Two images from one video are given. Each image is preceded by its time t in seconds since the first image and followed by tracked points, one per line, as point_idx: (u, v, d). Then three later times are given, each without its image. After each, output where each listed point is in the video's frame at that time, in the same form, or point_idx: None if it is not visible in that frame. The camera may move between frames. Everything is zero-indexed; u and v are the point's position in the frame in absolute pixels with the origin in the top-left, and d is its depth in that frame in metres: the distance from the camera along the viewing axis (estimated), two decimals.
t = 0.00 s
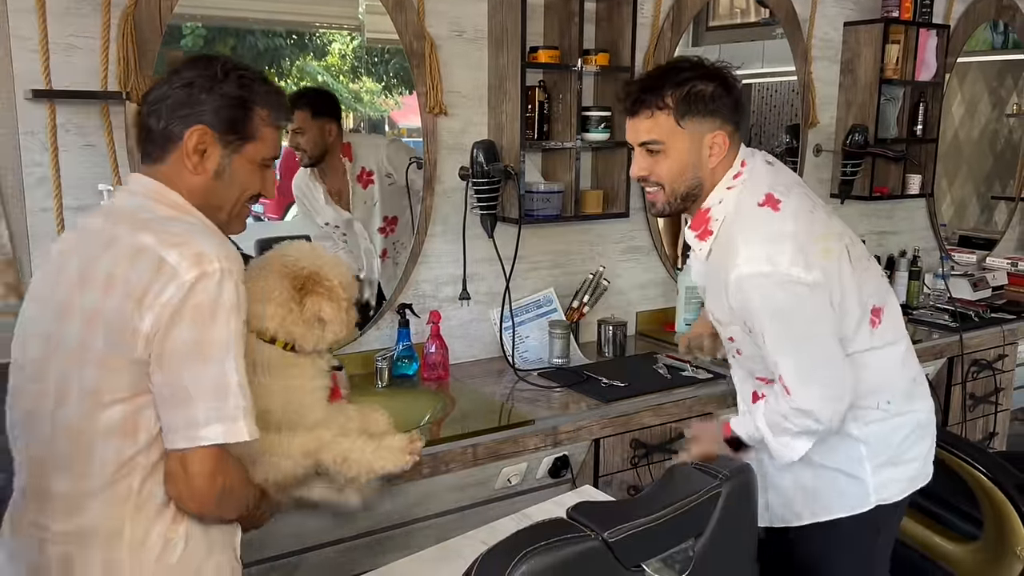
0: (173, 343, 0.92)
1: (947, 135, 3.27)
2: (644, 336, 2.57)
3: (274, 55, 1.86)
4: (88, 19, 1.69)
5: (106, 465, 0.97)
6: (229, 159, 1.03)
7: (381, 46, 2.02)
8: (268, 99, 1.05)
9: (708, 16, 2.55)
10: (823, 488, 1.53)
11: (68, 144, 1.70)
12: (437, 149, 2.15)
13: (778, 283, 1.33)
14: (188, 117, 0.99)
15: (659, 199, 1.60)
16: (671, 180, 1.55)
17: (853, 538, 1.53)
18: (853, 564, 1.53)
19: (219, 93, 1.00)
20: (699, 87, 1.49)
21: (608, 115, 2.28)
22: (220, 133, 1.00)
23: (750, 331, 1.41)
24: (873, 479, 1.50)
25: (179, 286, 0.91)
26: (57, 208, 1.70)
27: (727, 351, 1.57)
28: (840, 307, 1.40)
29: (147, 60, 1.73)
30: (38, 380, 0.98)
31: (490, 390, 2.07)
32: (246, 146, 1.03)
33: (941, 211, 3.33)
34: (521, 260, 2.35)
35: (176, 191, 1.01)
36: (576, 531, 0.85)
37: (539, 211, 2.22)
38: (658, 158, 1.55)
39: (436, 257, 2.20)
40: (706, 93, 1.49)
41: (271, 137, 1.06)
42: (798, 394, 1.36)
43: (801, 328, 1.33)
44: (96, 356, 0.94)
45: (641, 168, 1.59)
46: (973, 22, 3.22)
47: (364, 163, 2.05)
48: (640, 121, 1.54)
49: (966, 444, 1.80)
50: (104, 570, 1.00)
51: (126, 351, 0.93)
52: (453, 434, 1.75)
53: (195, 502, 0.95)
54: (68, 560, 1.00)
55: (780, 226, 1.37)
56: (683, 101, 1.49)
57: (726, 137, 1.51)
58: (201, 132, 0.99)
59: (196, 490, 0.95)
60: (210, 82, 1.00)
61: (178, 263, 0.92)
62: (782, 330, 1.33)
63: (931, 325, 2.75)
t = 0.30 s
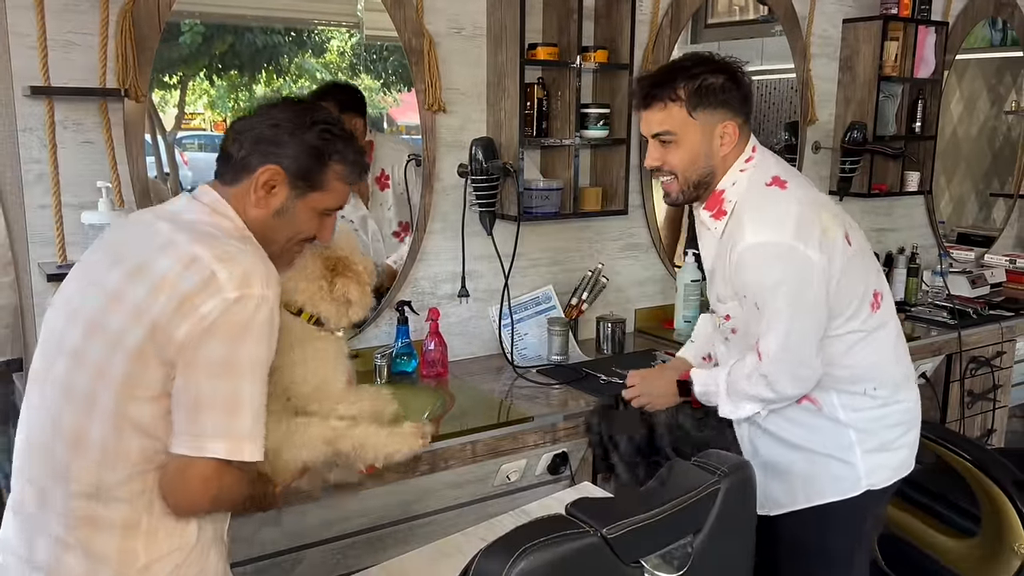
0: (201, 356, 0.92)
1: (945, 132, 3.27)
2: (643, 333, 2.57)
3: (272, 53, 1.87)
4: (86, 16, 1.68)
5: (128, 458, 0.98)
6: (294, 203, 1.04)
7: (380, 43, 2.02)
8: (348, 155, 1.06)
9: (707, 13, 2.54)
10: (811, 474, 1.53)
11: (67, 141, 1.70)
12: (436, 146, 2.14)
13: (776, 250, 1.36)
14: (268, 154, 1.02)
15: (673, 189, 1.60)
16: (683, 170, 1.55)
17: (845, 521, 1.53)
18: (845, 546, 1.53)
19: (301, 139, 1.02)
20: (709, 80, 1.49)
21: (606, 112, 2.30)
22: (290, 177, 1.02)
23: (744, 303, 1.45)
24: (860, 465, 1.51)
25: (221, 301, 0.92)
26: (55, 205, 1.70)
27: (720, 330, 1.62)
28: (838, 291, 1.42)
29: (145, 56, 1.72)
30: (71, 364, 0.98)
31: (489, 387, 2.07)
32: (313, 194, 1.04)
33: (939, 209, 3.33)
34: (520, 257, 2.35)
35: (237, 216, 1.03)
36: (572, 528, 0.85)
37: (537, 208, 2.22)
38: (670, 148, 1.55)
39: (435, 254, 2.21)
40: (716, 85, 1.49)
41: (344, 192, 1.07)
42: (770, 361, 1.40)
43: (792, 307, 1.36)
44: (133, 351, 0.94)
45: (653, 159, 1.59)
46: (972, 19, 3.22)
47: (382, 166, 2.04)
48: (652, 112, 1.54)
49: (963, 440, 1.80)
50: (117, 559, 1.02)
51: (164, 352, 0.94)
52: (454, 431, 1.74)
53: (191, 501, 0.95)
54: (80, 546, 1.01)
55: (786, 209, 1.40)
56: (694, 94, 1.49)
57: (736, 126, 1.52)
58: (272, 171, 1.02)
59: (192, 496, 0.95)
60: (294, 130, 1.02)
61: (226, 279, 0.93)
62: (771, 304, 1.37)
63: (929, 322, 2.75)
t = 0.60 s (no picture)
0: (224, 353, 0.94)
1: (943, 131, 3.27)
2: (642, 331, 2.57)
3: (271, 51, 1.87)
4: (84, 15, 1.68)
5: (154, 449, 0.99)
6: (303, 216, 1.05)
7: (379, 42, 2.02)
8: (360, 176, 1.06)
9: (705, 11, 2.54)
10: (806, 466, 1.54)
11: (66, 139, 1.70)
12: (434, 144, 2.14)
13: (782, 247, 1.37)
14: (282, 167, 1.02)
15: (676, 185, 1.60)
16: (687, 164, 1.55)
17: (839, 514, 1.54)
18: (839, 539, 1.53)
19: (315, 158, 1.02)
20: (717, 78, 1.49)
21: (605, 110, 2.30)
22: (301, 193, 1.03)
23: (745, 300, 1.45)
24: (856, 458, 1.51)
25: (247, 302, 0.94)
26: (54, 204, 1.70)
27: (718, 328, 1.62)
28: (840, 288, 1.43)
29: (144, 54, 1.72)
30: (91, 364, 0.97)
31: (487, 385, 2.07)
32: (323, 210, 1.05)
33: (937, 207, 3.33)
34: (518, 256, 2.35)
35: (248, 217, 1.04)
36: (569, 526, 0.85)
37: (535, 207, 2.22)
38: (675, 142, 1.55)
39: (434, 252, 2.21)
40: (725, 84, 1.50)
41: (353, 211, 1.08)
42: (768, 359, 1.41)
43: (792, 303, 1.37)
44: (159, 351, 0.94)
45: (657, 152, 1.59)
46: (970, 17, 3.22)
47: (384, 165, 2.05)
48: (659, 105, 1.54)
49: (961, 438, 1.80)
50: (147, 540, 1.04)
51: (189, 351, 0.94)
52: (452, 429, 1.73)
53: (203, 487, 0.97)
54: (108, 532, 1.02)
55: (791, 205, 1.42)
56: (702, 89, 1.50)
57: (740, 125, 1.53)
58: (285, 184, 1.03)
59: (205, 483, 0.97)
60: (310, 148, 1.02)
61: (252, 281, 0.94)
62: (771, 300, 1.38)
63: (928, 320, 2.75)
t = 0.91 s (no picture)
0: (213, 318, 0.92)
1: (942, 130, 3.28)
2: (640, 330, 2.58)
3: (270, 50, 1.87)
4: (83, 14, 1.68)
5: (152, 428, 0.98)
6: (288, 183, 1.04)
7: (377, 41, 2.02)
8: (335, 133, 1.04)
9: (704, 11, 2.55)
10: (813, 463, 1.54)
11: (64, 139, 1.71)
12: (433, 144, 2.15)
13: (767, 263, 1.37)
14: (256, 139, 1.02)
15: (654, 206, 1.60)
16: (665, 185, 1.55)
17: (845, 512, 1.54)
18: (847, 539, 1.54)
19: (286, 121, 1.01)
20: (696, 100, 1.49)
21: (604, 109, 2.30)
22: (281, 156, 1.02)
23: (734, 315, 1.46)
24: (860, 455, 1.52)
25: (236, 268, 0.93)
26: (52, 203, 1.70)
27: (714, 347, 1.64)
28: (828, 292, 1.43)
29: (142, 54, 1.72)
30: (92, 343, 0.98)
31: (486, 384, 2.08)
32: (305, 174, 1.04)
33: (936, 206, 3.34)
34: (517, 255, 2.35)
35: (237, 193, 1.04)
36: (566, 525, 0.85)
37: (534, 206, 2.22)
38: (652, 161, 1.55)
39: (432, 251, 2.21)
40: (703, 106, 1.50)
41: (336, 168, 1.06)
42: (762, 368, 1.42)
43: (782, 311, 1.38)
44: (153, 326, 0.94)
45: (635, 171, 1.58)
46: (969, 17, 3.22)
47: (381, 179, 2.07)
48: (639, 123, 1.54)
49: (958, 437, 1.80)
50: (132, 526, 1.01)
51: (182, 323, 0.94)
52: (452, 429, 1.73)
53: (210, 457, 0.95)
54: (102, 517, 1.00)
55: (772, 219, 1.42)
56: (681, 110, 1.50)
57: (717, 147, 1.53)
58: (262, 156, 1.02)
59: (208, 452, 0.94)
60: (280, 112, 1.02)
61: (241, 249, 0.94)
62: (761, 312, 1.39)
63: (926, 319, 2.76)
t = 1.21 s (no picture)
0: (265, 313, 0.91)
1: (940, 130, 3.28)
2: (638, 330, 2.58)
3: (269, 50, 1.87)
4: (81, 14, 1.68)
5: (175, 428, 0.95)
6: (315, 182, 1.04)
7: (376, 41, 2.02)
8: (361, 129, 1.04)
9: (703, 10, 2.55)
10: (814, 462, 1.55)
11: (63, 139, 1.71)
12: (431, 144, 2.15)
13: (757, 275, 1.37)
14: (281, 138, 1.01)
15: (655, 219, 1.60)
16: (664, 198, 1.55)
17: (850, 511, 1.54)
18: (847, 538, 1.54)
19: (310, 119, 1.01)
20: (689, 110, 1.49)
21: (602, 110, 2.30)
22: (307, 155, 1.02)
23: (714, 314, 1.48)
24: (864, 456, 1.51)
25: (271, 262, 0.92)
26: (51, 204, 1.70)
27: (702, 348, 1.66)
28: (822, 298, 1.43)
29: (141, 54, 1.72)
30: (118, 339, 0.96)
31: (484, 385, 2.08)
32: (331, 172, 1.03)
33: (935, 206, 3.34)
34: (516, 255, 2.35)
35: (264, 194, 1.03)
36: (564, 526, 0.85)
37: (532, 206, 2.22)
38: (650, 176, 1.54)
39: (430, 252, 2.21)
40: (695, 115, 1.49)
41: (361, 164, 1.06)
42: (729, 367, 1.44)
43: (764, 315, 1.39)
44: (181, 322, 0.93)
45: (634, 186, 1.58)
46: (967, 17, 3.22)
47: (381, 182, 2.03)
48: (634, 139, 1.53)
49: (957, 437, 1.81)
50: (150, 529, 0.99)
51: (211, 320, 0.92)
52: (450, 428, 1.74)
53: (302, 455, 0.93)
54: (120, 516, 0.98)
55: (767, 228, 1.41)
56: (674, 122, 1.49)
57: (712, 154, 1.52)
58: (288, 155, 1.02)
59: (298, 453, 0.93)
60: (304, 111, 1.01)
61: (271, 242, 0.93)
62: (736, 315, 1.40)
63: (924, 319, 2.76)
